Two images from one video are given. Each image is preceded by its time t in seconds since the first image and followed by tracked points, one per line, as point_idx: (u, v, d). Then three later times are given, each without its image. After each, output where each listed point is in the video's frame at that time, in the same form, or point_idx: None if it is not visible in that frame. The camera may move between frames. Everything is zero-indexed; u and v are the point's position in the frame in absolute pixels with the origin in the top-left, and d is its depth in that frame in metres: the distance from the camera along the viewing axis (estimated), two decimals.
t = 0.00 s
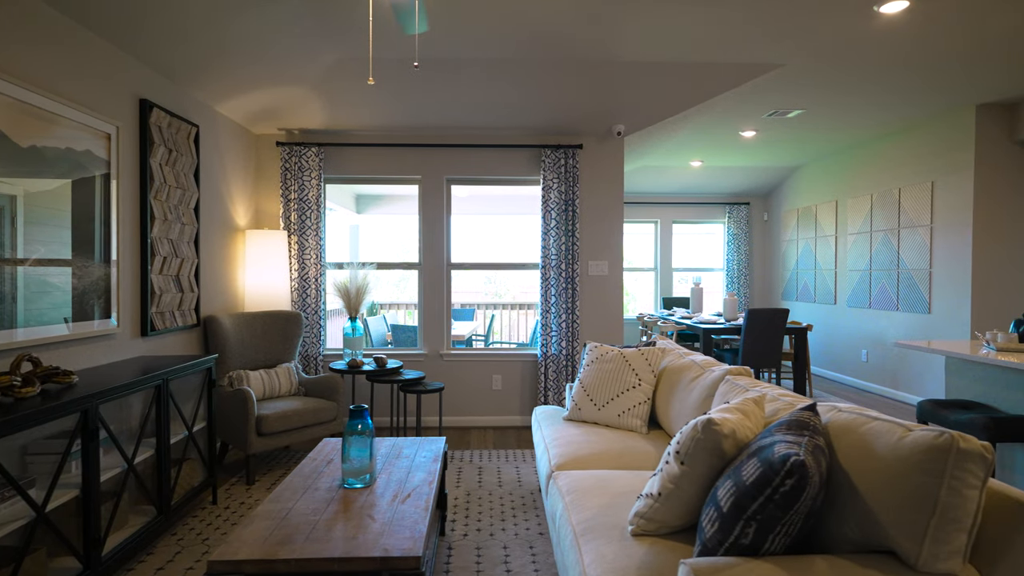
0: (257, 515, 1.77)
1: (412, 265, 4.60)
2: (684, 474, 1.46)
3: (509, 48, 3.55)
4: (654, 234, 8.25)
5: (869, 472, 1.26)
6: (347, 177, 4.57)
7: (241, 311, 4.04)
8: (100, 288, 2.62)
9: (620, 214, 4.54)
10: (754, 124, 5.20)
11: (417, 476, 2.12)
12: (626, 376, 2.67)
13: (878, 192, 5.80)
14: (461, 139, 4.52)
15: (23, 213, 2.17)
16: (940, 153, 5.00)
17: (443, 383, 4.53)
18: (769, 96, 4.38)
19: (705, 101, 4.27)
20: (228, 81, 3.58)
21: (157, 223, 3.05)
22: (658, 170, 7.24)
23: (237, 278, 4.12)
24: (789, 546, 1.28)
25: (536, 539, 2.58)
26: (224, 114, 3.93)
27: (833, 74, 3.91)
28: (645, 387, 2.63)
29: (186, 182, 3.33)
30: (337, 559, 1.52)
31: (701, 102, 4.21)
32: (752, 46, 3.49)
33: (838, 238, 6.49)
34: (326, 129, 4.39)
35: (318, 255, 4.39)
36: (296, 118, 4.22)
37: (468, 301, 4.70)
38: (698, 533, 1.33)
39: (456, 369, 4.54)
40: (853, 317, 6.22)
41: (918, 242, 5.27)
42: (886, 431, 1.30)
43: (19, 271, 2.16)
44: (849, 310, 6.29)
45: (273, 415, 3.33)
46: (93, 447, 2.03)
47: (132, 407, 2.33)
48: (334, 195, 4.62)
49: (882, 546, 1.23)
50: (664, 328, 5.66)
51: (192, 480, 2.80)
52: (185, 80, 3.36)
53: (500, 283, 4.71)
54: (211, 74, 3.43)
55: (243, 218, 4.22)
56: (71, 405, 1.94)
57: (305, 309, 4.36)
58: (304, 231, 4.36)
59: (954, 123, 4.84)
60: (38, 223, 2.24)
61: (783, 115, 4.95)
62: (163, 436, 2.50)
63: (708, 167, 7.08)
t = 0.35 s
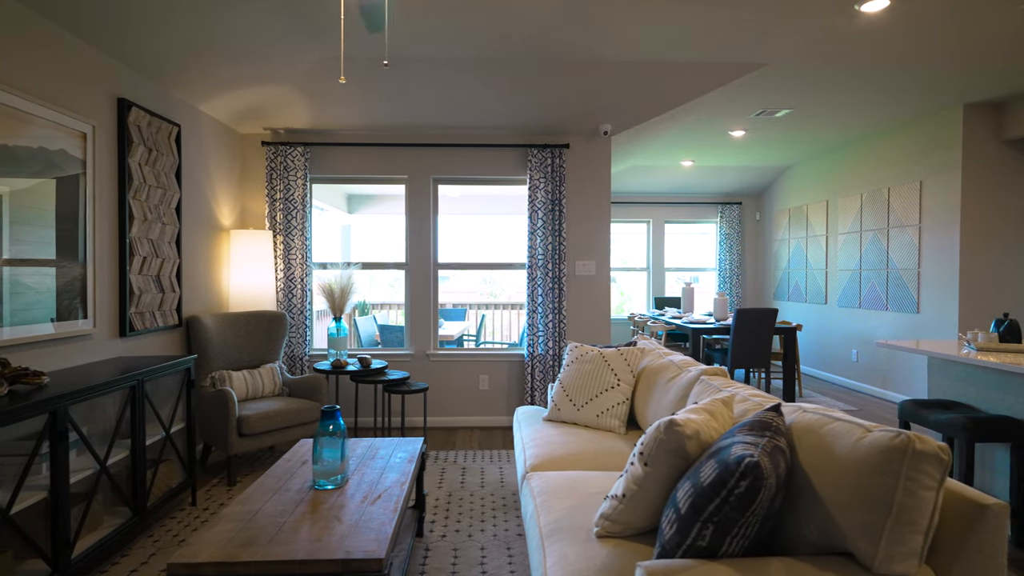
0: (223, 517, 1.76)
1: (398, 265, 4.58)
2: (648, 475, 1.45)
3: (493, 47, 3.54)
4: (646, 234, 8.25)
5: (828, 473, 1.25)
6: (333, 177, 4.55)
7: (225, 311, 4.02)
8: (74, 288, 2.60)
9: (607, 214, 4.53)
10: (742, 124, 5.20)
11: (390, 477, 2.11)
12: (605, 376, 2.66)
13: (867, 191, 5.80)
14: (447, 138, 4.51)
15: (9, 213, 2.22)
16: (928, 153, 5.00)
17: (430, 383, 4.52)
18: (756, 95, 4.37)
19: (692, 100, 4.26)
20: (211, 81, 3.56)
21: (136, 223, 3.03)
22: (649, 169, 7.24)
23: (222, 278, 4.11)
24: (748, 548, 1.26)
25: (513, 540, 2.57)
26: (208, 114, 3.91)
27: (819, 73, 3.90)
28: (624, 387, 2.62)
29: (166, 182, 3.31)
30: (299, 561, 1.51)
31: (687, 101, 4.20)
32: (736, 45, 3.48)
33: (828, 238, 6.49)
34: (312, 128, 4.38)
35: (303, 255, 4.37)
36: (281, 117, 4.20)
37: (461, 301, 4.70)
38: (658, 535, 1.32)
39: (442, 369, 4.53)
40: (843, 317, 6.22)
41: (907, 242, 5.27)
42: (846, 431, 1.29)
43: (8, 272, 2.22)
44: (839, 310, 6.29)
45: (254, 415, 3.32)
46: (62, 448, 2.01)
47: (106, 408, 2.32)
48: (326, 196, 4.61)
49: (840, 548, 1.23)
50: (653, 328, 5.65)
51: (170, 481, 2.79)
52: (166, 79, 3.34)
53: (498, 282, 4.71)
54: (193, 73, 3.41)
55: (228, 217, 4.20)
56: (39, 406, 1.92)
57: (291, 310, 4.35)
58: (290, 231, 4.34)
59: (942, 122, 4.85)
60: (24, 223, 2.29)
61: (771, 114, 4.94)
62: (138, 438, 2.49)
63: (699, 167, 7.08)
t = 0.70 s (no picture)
0: (185, 521, 1.74)
1: (384, 265, 4.57)
2: (609, 479, 1.44)
3: (475, 47, 3.52)
4: (638, 234, 8.23)
5: (783, 477, 1.24)
6: (318, 177, 4.53)
7: (208, 312, 4.00)
8: (47, 289, 2.58)
9: (593, 214, 4.51)
10: (730, 124, 5.20)
11: (360, 480, 2.10)
12: (582, 379, 2.65)
13: (856, 192, 5.80)
14: (433, 138, 4.50)
15: None
16: (915, 153, 5.00)
17: (416, 384, 4.50)
18: (742, 96, 4.37)
19: (677, 100, 4.25)
20: (191, 81, 3.55)
21: (114, 223, 3.01)
22: (640, 169, 7.23)
23: (205, 279, 4.09)
24: (703, 553, 1.26)
25: (489, 542, 2.57)
26: (191, 113, 3.90)
27: (803, 73, 3.89)
28: (601, 390, 2.61)
29: (146, 182, 3.30)
30: (257, 566, 1.50)
31: (672, 101, 4.19)
32: (718, 45, 3.47)
33: (818, 238, 6.49)
34: (296, 128, 4.37)
35: (288, 255, 4.36)
36: (265, 117, 4.19)
37: (453, 303, 4.70)
38: (614, 540, 1.31)
39: (428, 370, 4.51)
40: (833, 317, 6.22)
41: (895, 242, 5.26)
42: (803, 435, 1.28)
43: None
44: (829, 311, 6.29)
45: (234, 417, 3.30)
46: (28, 452, 2.00)
47: (76, 411, 2.30)
48: (317, 196, 4.61)
49: (794, 553, 1.22)
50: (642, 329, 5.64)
51: (147, 483, 2.77)
52: (147, 79, 3.33)
53: (496, 282, 4.70)
54: (173, 73, 3.39)
55: (211, 218, 4.19)
56: (5, 409, 1.91)
57: (275, 311, 4.33)
58: (275, 232, 4.33)
59: (929, 123, 4.84)
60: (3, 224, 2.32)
61: (758, 115, 4.94)
62: (111, 440, 2.47)
63: (690, 167, 7.07)
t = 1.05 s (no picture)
0: (152, 523, 1.74)
1: (371, 265, 4.55)
2: (572, 481, 1.43)
3: (458, 46, 3.51)
4: (631, 234, 8.23)
5: (741, 480, 1.24)
6: (304, 177, 4.52)
7: (193, 312, 3.98)
8: (24, 289, 2.56)
9: (581, 215, 4.51)
10: (719, 124, 5.19)
11: (333, 482, 2.09)
12: (561, 379, 2.64)
13: (846, 192, 5.80)
14: (420, 138, 4.49)
15: None
16: (904, 153, 5.00)
17: (403, 384, 4.49)
18: (729, 96, 4.36)
19: (664, 100, 4.24)
20: (174, 80, 3.54)
21: (93, 224, 3.00)
22: (631, 169, 7.22)
23: (190, 279, 4.07)
24: (660, 556, 1.25)
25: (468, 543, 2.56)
26: (176, 113, 3.89)
27: (789, 73, 3.89)
28: (579, 390, 2.60)
29: (127, 182, 3.28)
30: (218, 569, 1.49)
31: (658, 101, 4.19)
32: (702, 45, 3.47)
33: (809, 238, 6.49)
34: (282, 128, 4.35)
35: (274, 255, 4.34)
36: (250, 117, 4.17)
37: (445, 304, 4.67)
38: (573, 543, 1.31)
39: (415, 371, 4.50)
40: (823, 317, 6.22)
41: (884, 242, 5.26)
42: (761, 437, 1.27)
43: None
44: (819, 311, 6.29)
45: (216, 418, 3.29)
46: None
47: (49, 412, 2.29)
48: (309, 196, 4.59)
49: (751, 555, 1.21)
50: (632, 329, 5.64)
51: (126, 484, 2.76)
52: (128, 78, 3.32)
53: (494, 284, 4.70)
54: (154, 72, 3.38)
55: (197, 219, 4.17)
56: None
57: (262, 311, 4.31)
58: (261, 232, 4.32)
59: (917, 123, 4.84)
60: None
61: (747, 115, 4.94)
62: (87, 441, 2.46)
63: (681, 167, 7.06)
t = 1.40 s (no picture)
0: (113, 526, 1.73)
1: (356, 266, 4.53)
2: (529, 485, 1.42)
3: (440, 46, 3.50)
4: (622, 234, 8.23)
5: (693, 484, 1.23)
6: (289, 177, 4.50)
7: (175, 313, 3.97)
8: None
9: (567, 215, 4.50)
10: (706, 124, 5.19)
11: (302, 484, 2.08)
12: (538, 381, 2.63)
13: (834, 192, 5.79)
14: (405, 139, 4.48)
15: None
16: (891, 153, 5.00)
17: (388, 385, 4.48)
18: (714, 96, 4.35)
19: (648, 100, 4.24)
20: (154, 80, 3.52)
21: (70, 224, 2.99)
22: (622, 169, 7.21)
23: (173, 280, 4.05)
24: (612, 560, 1.24)
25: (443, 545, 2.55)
26: (158, 113, 3.87)
27: (772, 73, 3.88)
28: (555, 392, 2.59)
29: (106, 183, 3.27)
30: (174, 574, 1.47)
31: (643, 101, 4.18)
32: (684, 45, 3.46)
33: (798, 238, 6.48)
34: (266, 128, 4.34)
35: (258, 255, 4.33)
36: (234, 117, 4.16)
37: (436, 304, 4.64)
38: (526, 547, 1.29)
39: (401, 372, 4.49)
40: (813, 317, 6.21)
41: (872, 242, 5.26)
42: (715, 441, 1.26)
43: None
44: (809, 311, 6.28)
45: (195, 420, 3.27)
46: None
47: (18, 415, 2.27)
48: (298, 197, 4.57)
49: (702, 560, 1.20)
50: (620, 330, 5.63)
51: (102, 486, 2.74)
52: (107, 79, 3.31)
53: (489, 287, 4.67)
54: (134, 73, 3.37)
55: (180, 219, 4.16)
56: None
57: (246, 312, 4.30)
58: (245, 232, 4.30)
59: (904, 123, 4.84)
60: None
61: (733, 115, 4.93)
62: (59, 443, 2.44)
63: (671, 167, 7.06)
